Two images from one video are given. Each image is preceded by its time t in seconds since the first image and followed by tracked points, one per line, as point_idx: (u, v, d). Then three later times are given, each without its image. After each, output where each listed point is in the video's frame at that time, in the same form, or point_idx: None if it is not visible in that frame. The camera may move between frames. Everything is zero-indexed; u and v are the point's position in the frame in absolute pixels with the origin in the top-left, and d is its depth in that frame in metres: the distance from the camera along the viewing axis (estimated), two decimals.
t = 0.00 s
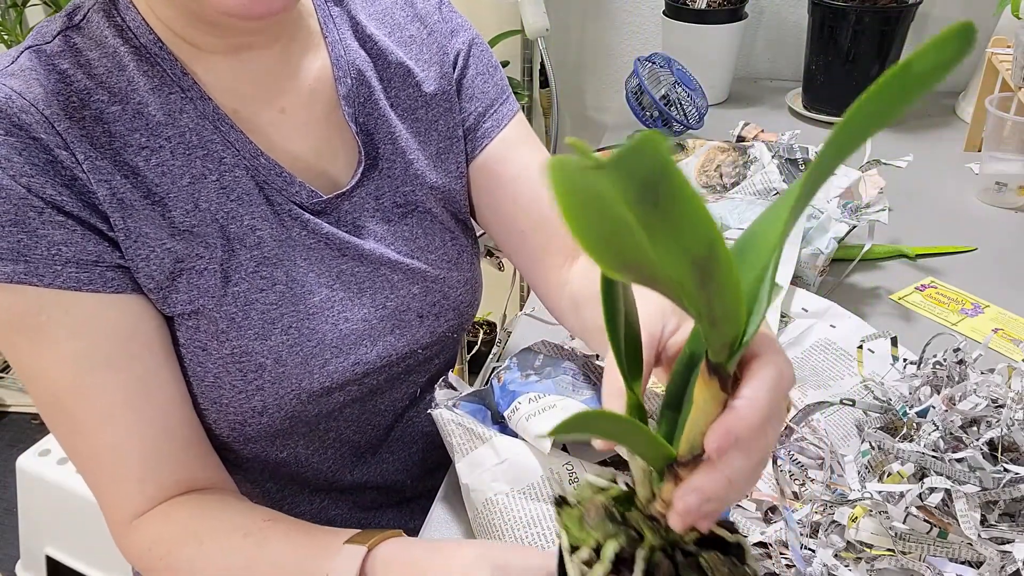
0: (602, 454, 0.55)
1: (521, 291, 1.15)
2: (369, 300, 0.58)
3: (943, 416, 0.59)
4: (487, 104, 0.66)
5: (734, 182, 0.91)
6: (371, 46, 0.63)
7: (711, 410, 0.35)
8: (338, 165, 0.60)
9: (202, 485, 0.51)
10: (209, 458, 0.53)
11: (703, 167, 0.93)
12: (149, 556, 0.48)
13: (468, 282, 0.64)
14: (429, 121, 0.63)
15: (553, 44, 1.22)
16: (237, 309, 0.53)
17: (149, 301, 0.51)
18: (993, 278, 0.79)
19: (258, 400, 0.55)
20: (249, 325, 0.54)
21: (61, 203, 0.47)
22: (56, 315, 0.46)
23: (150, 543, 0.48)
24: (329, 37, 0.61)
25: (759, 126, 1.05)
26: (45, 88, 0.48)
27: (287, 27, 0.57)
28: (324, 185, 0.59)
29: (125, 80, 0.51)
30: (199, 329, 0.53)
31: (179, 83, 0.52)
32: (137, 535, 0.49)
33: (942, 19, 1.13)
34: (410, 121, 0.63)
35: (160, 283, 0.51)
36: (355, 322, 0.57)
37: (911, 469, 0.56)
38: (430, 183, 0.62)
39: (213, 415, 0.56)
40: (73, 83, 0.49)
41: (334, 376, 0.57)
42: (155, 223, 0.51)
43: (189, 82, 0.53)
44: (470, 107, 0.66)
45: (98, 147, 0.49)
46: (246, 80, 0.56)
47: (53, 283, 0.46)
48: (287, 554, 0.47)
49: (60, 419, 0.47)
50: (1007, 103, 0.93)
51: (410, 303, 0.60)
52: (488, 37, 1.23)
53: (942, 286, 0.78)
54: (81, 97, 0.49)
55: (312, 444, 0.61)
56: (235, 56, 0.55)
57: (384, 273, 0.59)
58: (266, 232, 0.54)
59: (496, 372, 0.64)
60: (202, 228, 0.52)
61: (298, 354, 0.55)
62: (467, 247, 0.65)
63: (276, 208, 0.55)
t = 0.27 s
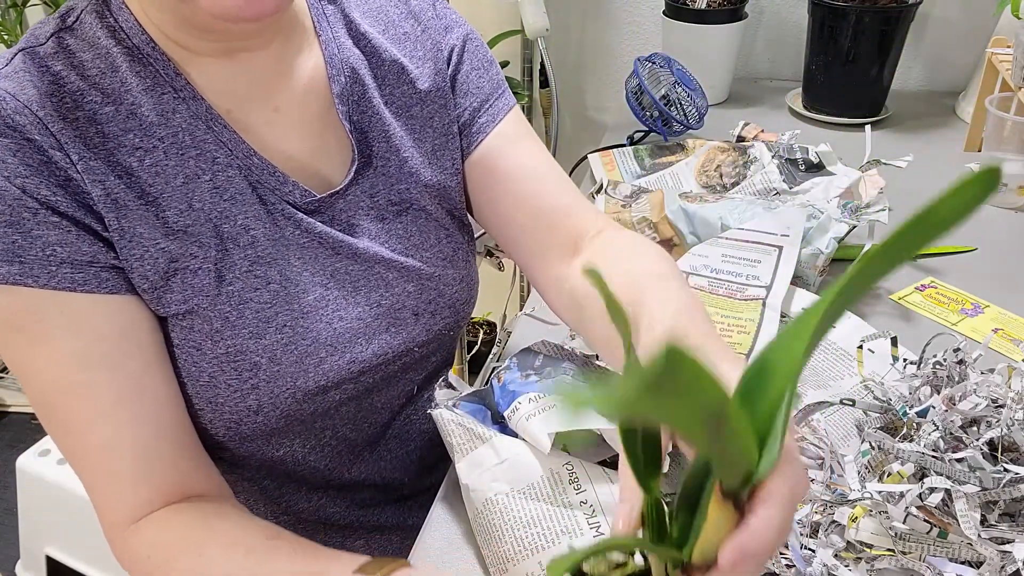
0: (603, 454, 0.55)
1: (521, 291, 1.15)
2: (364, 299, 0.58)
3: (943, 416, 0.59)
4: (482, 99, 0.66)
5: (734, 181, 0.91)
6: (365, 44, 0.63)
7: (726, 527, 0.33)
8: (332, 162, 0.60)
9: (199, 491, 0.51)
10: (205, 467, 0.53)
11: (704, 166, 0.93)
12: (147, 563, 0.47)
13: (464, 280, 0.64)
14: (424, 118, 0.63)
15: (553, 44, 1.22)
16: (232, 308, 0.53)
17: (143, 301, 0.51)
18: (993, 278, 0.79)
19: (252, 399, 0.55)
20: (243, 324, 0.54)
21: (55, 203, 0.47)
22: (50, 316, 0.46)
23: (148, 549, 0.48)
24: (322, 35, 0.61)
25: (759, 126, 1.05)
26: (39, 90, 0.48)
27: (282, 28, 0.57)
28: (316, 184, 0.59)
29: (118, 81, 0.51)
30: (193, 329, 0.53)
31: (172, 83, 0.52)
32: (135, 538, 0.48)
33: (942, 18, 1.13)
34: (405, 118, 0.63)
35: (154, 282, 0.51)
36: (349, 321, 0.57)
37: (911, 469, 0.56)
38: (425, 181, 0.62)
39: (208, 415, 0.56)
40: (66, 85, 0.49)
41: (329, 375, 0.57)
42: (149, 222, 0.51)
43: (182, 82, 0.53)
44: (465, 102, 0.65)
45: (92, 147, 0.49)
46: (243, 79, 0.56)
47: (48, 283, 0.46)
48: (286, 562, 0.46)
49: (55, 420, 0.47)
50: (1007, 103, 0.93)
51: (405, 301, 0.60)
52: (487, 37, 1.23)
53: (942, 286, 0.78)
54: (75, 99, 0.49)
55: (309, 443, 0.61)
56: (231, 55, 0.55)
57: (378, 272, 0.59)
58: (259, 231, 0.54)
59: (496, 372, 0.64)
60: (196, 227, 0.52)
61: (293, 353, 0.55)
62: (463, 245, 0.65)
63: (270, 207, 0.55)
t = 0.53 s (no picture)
0: (602, 454, 0.55)
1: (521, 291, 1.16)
2: (357, 303, 0.58)
3: (943, 416, 0.59)
4: (480, 100, 0.66)
5: (734, 181, 0.91)
6: (360, 46, 0.63)
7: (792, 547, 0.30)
8: (327, 165, 0.60)
9: (181, 508, 0.50)
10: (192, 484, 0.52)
11: (704, 167, 0.93)
12: None
13: (459, 284, 0.64)
14: (420, 120, 0.63)
15: (553, 44, 1.22)
16: (222, 313, 0.53)
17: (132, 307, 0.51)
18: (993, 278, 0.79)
19: (244, 404, 0.55)
20: (233, 329, 0.54)
21: (43, 207, 0.48)
22: (36, 321, 0.46)
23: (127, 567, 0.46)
24: (317, 37, 0.61)
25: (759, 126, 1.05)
26: (27, 94, 0.49)
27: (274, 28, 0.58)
28: (308, 187, 0.59)
29: (108, 85, 0.51)
30: (183, 335, 0.53)
31: (163, 87, 0.52)
32: (114, 556, 0.47)
33: (942, 18, 1.13)
34: (400, 120, 0.63)
35: (142, 288, 0.51)
36: (341, 325, 0.57)
37: (911, 469, 0.56)
38: (419, 184, 0.62)
39: (201, 420, 0.56)
40: (56, 89, 0.49)
41: (321, 380, 0.57)
42: (138, 227, 0.51)
43: (173, 86, 0.53)
44: (462, 104, 0.65)
45: (80, 152, 0.50)
46: (238, 82, 0.57)
47: (34, 287, 0.46)
48: None
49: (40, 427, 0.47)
50: (1006, 103, 0.93)
51: (399, 305, 0.60)
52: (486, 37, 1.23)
53: (941, 286, 0.78)
54: (64, 102, 0.49)
55: (304, 448, 0.61)
56: (225, 58, 0.55)
57: (372, 276, 0.59)
58: (249, 236, 0.54)
59: (496, 373, 0.64)
60: (185, 232, 0.52)
61: (284, 358, 0.55)
62: (459, 249, 0.65)
63: (261, 211, 0.55)
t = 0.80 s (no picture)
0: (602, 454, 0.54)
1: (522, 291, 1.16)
2: (361, 307, 0.58)
3: (943, 416, 0.59)
4: (485, 102, 0.66)
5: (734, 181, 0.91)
6: (362, 46, 0.63)
7: (831, 376, 0.26)
8: (329, 168, 0.60)
9: (169, 524, 0.50)
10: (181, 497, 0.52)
11: (704, 166, 0.93)
12: None
13: (463, 287, 0.64)
14: (422, 122, 0.63)
15: (553, 44, 1.22)
16: (221, 320, 0.54)
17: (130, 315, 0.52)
18: (994, 278, 0.79)
19: (245, 411, 0.55)
20: (234, 335, 0.54)
21: (35, 217, 0.48)
22: (28, 333, 0.47)
23: None
24: (318, 38, 0.61)
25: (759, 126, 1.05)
26: (21, 99, 0.48)
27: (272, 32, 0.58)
28: (311, 189, 0.59)
29: (103, 89, 0.51)
30: (182, 343, 0.53)
31: (161, 90, 0.52)
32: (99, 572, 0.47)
33: (942, 19, 1.13)
34: (402, 121, 0.63)
35: (139, 296, 0.51)
36: (345, 330, 0.57)
37: (911, 469, 0.56)
38: (423, 187, 0.62)
39: (203, 427, 0.56)
40: (50, 93, 0.49)
41: (323, 386, 0.57)
42: (135, 235, 0.51)
43: (171, 89, 0.52)
44: (468, 106, 0.66)
45: (75, 158, 0.49)
46: (237, 86, 0.57)
47: (24, 298, 0.47)
48: None
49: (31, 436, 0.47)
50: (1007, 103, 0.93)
51: (403, 309, 0.60)
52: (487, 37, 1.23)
53: (942, 286, 0.78)
54: (58, 107, 0.49)
55: (308, 453, 0.61)
56: (224, 62, 0.56)
57: (376, 279, 0.59)
58: (249, 242, 0.54)
59: (496, 372, 0.64)
60: (182, 239, 0.52)
61: (286, 363, 0.55)
62: (463, 250, 0.65)
63: (263, 214, 0.55)
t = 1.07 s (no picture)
0: (603, 454, 0.55)
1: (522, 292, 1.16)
2: (365, 314, 0.58)
3: (943, 416, 0.59)
4: (495, 110, 0.66)
5: (734, 181, 0.91)
6: (367, 51, 0.63)
7: (891, 271, 0.27)
8: (335, 175, 0.60)
9: (159, 543, 0.50)
10: (171, 513, 0.53)
11: (704, 167, 0.93)
12: None
13: (467, 292, 0.64)
14: (428, 128, 0.63)
15: (553, 44, 1.22)
16: (226, 330, 0.54)
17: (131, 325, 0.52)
18: (994, 278, 0.80)
19: (250, 421, 0.55)
20: (239, 345, 0.54)
21: (35, 228, 0.48)
22: (26, 346, 0.47)
23: None
24: (324, 42, 0.61)
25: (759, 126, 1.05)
26: (21, 109, 0.49)
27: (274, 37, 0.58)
28: (316, 195, 0.59)
29: (105, 97, 0.51)
30: (186, 354, 0.54)
31: (163, 98, 0.52)
32: None
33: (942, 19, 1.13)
34: (408, 127, 0.63)
35: (141, 308, 0.51)
36: (351, 337, 0.57)
37: (911, 468, 0.56)
38: (428, 193, 0.62)
39: (206, 437, 0.56)
40: (51, 103, 0.50)
41: (328, 394, 0.57)
42: (138, 246, 0.51)
43: (173, 97, 0.52)
44: (479, 114, 0.66)
45: (75, 168, 0.50)
46: (239, 90, 0.57)
47: (21, 311, 0.47)
48: None
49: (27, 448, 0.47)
50: (1006, 104, 0.94)
51: (408, 317, 0.60)
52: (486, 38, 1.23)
53: (942, 286, 0.78)
54: (59, 116, 0.50)
55: (312, 461, 0.61)
56: (225, 67, 0.56)
57: (381, 286, 0.59)
58: (253, 251, 0.54)
59: (496, 372, 0.64)
60: (185, 249, 0.52)
61: (291, 372, 0.55)
62: (466, 257, 0.65)
63: (269, 222, 0.55)
